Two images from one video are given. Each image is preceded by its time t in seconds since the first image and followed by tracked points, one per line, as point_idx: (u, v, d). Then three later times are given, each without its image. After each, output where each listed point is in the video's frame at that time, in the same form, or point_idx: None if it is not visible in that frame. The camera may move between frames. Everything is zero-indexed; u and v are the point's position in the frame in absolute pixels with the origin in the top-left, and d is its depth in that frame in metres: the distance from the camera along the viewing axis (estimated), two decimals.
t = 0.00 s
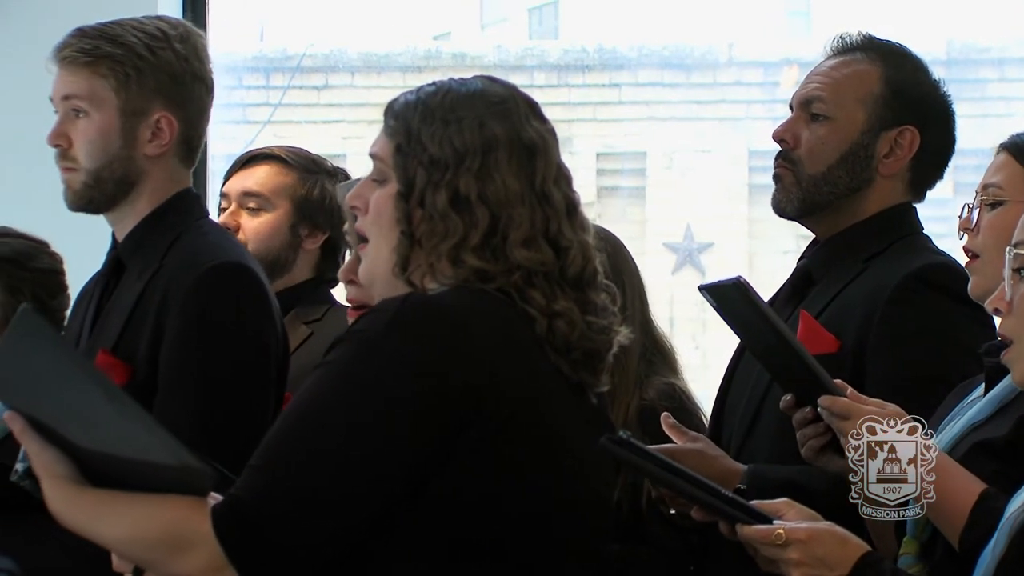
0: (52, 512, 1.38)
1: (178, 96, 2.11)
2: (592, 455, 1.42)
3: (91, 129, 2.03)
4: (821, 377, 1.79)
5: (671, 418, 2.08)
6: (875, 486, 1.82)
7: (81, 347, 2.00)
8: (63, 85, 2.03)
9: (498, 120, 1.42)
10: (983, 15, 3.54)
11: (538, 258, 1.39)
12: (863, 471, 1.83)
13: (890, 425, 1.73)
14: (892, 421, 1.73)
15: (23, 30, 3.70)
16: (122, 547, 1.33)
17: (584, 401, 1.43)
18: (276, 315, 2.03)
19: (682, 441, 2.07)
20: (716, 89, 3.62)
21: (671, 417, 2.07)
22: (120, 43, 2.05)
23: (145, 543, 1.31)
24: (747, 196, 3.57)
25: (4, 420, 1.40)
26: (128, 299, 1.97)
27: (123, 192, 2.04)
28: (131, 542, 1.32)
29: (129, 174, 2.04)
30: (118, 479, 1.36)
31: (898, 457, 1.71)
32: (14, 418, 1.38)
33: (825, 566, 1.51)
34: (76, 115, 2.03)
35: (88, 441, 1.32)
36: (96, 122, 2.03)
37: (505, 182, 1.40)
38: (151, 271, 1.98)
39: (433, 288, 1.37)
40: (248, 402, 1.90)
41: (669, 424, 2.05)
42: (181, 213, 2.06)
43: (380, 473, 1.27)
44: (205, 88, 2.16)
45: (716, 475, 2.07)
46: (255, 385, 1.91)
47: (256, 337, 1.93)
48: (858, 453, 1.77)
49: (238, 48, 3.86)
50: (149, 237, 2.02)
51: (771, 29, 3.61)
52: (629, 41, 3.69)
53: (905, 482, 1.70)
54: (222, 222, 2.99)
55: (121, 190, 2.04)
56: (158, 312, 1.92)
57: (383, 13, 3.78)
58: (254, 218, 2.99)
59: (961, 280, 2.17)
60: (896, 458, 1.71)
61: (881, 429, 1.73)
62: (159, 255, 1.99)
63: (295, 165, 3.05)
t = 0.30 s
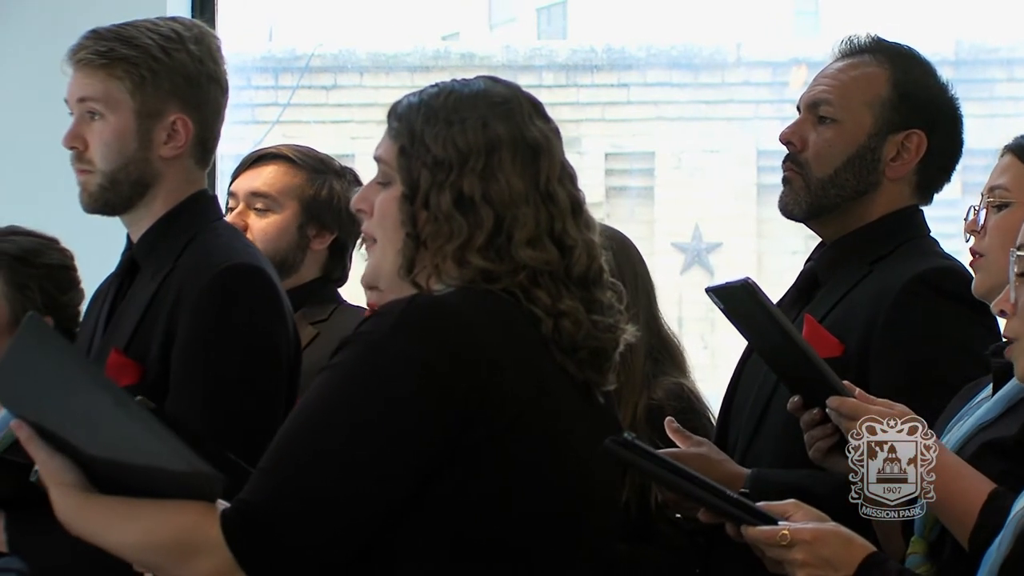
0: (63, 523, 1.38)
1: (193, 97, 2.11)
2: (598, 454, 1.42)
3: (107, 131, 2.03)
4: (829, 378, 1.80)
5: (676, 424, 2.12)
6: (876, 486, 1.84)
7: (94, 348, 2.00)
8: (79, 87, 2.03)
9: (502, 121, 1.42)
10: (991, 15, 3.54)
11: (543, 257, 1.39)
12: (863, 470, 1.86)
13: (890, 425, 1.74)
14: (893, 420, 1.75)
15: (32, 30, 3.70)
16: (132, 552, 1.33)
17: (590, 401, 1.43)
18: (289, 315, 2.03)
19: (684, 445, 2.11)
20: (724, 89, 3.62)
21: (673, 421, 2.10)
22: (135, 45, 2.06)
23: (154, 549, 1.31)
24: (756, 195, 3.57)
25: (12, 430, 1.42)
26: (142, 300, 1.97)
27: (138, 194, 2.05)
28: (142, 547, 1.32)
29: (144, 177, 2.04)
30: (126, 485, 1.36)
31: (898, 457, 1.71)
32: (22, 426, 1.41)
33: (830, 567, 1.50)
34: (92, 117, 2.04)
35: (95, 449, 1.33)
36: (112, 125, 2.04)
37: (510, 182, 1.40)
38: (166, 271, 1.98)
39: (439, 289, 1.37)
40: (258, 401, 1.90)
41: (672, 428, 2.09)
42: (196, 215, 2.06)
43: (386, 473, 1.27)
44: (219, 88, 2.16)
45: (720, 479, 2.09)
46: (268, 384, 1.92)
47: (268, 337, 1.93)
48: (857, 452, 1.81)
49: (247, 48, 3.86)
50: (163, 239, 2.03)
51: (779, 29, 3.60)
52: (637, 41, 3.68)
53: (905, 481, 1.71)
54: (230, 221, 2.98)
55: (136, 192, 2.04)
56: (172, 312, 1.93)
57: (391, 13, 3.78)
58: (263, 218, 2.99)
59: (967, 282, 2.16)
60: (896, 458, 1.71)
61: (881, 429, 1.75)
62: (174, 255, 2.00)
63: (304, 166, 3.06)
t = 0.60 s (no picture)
0: (70, 521, 1.39)
1: (203, 97, 2.12)
2: (602, 455, 1.42)
3: (117, 131, 2.04)
4: (840, 378, 1.77)
5: (681, 427, 2.09)
6: (876, 486, 1.87)
7: (103, 349, 2.00)
8: (89, 87, 2.04)
9: (509, 121, 1.42)
10: (1000, 15, 3.54)
11: (549, 258, 1.39)
12: (863, 471, 1.88)
13: (890, 425, 1.70)
14: (891, 421, 1.70)
15: (42, 30, 3.71)
16: (136, 551, 1.33)
17: (596, 402, 1.43)
18: (296, 315, 2.04)
19: (692, 449, 2.08)
20: (732, 89, 3.62)
21: (680, 426, 2.07)
22: (146, 45, 2.06)
23: (157, 548, 1.32)
24: (764, 195, 3.57)
25: (20, 428, 1.45)
26: (149, 300, 1.98)
27: (148, 194, 2.05)
28: (145, 546, 1.32)
29: (154, 176, 2.04)
30: (131, 483, 1.36)
31: (898, 458, 1.71)
32: (29, 423, 1.43)
33: (830, 565, 1.50)
34: (102, 117, 2.05)
35: (98, 445, 1.32)
36: (122, 125, 2.04)
37: (516, 182, 1.40)
38: (173, 271, 1.99)
39: (445, 289, 1.37)
40: (265, 402, 1.91)
41: (677, 431, 2.06)
42: (202, 214, 2.06)
43: (391, 472, 1.27)
44: (228, 88, 2.17)
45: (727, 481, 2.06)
46: (274, 384, 1.92)
47: (274, 337, 1.93)
48: (858, 454, 1.84)
49: (256, 48, 3.87)
50: (173, 239, 2.03)
51: (787, 29, 3.61)
52: (645, 41, 3.68)
53: (906, 482, 1.75)
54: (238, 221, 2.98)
55: (146, 192, 2.04)
56: (178, 312, 1.93)
57: (398, 12, 3.79)
58: (271, 219, 3.01)
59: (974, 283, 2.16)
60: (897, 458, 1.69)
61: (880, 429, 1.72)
62: (182, 255, 2.00)
63: (312, 167, 3.06)
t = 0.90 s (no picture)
0: (75, 518, 1.38)
1: (208, 97, 2.12)
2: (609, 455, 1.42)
3: (120, 129, 2.04)
4: (849, 381, 1.76)
5: (688, 428, 2.08)
6: (876, 486, 1.93)
7: (106, 348, 2.01)
8: (93, 85, 2.04)
9: (517, 121, 1.42)
10: (1007, 15, 3.54)
11: (556, 258, 1.39)
12: (862, 471, 1.94)
13: (889, 425, 1.71)
14: (891, 422, 1.70)
15: (49, 30, 3.72)
16: (142, 549, 1.33)
17: (603, 403, 1.43)
18: (300, 315, 2.04)
19: (698, 449, 2.06)
20: (738, 89, 3.62)
21: (686, 426, 2.06)
22: (150, 44, 2.06)
23: (163, 544, 1.32)
24: (770, 195, 3.57)
25: (26, 424, 1.42)
26: (152, 299, 1.98)
27: (151, 192, 2.05)
28: (151, 543, 1.32)
29: (157, 175, 2.05)
30: (136, 480, 1.36)
31: (897, 458, 1.77)
32: (35, 420, 1.41)
33: (837, 567, 1.50)
34: (106, 115, 2.05)
35: (105, 442, 1.31)
36: (126, 123, 2.04)
37: (523, 182, 1.40)
38: (177, 270, 1.99)
39: (452, 289, 1.37)
40: (269, 402, 1.91)
41: (684, 432, 2.05)
42: (205, 213, 2.06)
43: (398, 472, 1.27)
44: (233, 87, 2.17)
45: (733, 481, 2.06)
46: (278, 383, 1.92)
47: (279, 337, 1.94)
48: (858, 455, 1.90)
49: (262, 48, 3.87)
50: (176, 238, 2.03)
51: (794, 29, 3.60)
52: (652, 41, 3.68)
53: (905, 481, 1.82)
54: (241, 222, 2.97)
55: (148, 191, 2.05)
56: (182, 311, 1.93)
57: (405, 12, 3.79)
58: (274, 221, 3.00)
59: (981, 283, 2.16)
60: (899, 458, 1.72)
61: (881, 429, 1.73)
62: (185, 254, 2.00)
63: (316, 169, 3.06)
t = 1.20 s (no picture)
0: (81, 516, 1.38)
1: (209, 96, 2.12)
2: (615, 456, 1.42)
3: (121, 127, 2.04)
4: (857, 382, 1.75)
5: (695, 423, 2.08)
6: (876, 486, 1.95)
7: (107, 348, 2.01)
8: (95, 83, 2.05)
9: (523, 121, 1.42)
10: (1013, 15, 3.54)
11: (562, 258, 1.39)
12: (863, 471, 1.95)
13: (890, 425, 1.70)
14: (891, 422, 1.70)
15: (57, 30, 3.73)
16: (146, 548, 1.33)
17: (609, 402, 1.43)
18: (301, 314, 2.04)
19: (705, 444, 2.07)
20: (745, 89, 3.62)
21: (694, 421, 2.06)
22: (152, 42, 2.07)
23: (168, 544, 1.32)
24: (777, 195, 3.57)
25: (33, 423, 1.43)
26: (153, 298, 1.98)
27: (150, 190, 2.05)
28: (156, 543, 1.32)
29: (157, 173, 2.05)
30: (141, 479, 1.36)
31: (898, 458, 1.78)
32: (42, 420, 1.41)
33: (846, 567, 1.50)
34: (107, 113, 2.06)
35: (111, 441, 1.32)
36: (127, 121, 2.05)
37: (529, 182, 1.40)
38: (177, 269, 1.99)
39: (459, 288, 1.37)
40: (272, 402, 1.91)
41: (691, 427, 2.05)
42: (205, 213, 2.06)
43: (406, 473, 1.27)
44: (233, 87, 2.16)
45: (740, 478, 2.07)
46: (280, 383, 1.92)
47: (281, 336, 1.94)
48: (858, 454, 1.92)
49: (268, 48, 3.88)
50: (176, 238, 2.03)
51: (800, 28, 3.60)
52: (658, 41, 3.68)
53: (905, 482, 1.85)
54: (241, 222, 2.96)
55: (148, 189, 2.05)
56: (183, 311, 1.93)
57: (412, 12, 3.79)
58: (274, 221, 3.00)
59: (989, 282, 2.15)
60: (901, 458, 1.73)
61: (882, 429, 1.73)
62: (185, 253, 2.00)
63: (316, 169, 3.06)
